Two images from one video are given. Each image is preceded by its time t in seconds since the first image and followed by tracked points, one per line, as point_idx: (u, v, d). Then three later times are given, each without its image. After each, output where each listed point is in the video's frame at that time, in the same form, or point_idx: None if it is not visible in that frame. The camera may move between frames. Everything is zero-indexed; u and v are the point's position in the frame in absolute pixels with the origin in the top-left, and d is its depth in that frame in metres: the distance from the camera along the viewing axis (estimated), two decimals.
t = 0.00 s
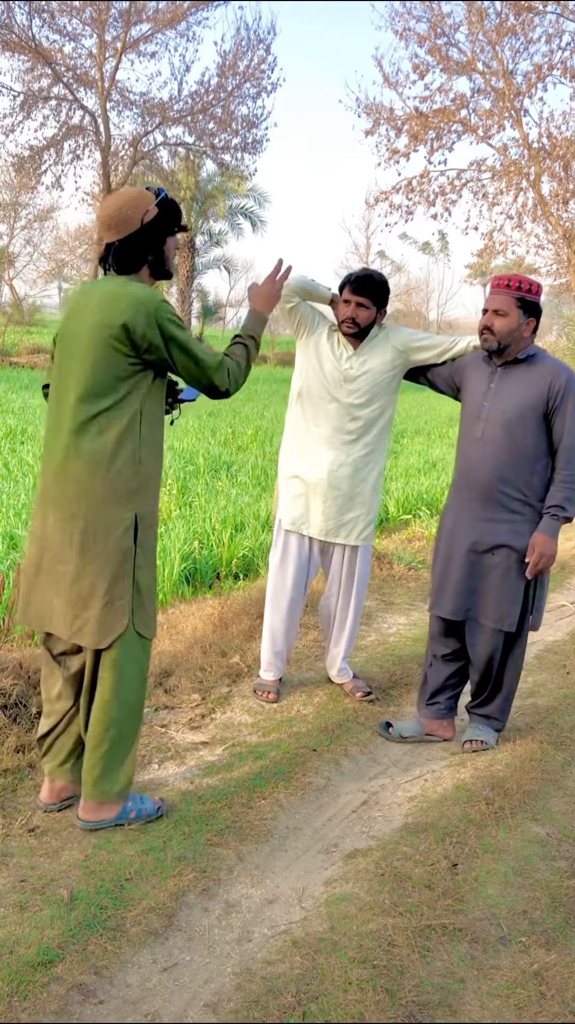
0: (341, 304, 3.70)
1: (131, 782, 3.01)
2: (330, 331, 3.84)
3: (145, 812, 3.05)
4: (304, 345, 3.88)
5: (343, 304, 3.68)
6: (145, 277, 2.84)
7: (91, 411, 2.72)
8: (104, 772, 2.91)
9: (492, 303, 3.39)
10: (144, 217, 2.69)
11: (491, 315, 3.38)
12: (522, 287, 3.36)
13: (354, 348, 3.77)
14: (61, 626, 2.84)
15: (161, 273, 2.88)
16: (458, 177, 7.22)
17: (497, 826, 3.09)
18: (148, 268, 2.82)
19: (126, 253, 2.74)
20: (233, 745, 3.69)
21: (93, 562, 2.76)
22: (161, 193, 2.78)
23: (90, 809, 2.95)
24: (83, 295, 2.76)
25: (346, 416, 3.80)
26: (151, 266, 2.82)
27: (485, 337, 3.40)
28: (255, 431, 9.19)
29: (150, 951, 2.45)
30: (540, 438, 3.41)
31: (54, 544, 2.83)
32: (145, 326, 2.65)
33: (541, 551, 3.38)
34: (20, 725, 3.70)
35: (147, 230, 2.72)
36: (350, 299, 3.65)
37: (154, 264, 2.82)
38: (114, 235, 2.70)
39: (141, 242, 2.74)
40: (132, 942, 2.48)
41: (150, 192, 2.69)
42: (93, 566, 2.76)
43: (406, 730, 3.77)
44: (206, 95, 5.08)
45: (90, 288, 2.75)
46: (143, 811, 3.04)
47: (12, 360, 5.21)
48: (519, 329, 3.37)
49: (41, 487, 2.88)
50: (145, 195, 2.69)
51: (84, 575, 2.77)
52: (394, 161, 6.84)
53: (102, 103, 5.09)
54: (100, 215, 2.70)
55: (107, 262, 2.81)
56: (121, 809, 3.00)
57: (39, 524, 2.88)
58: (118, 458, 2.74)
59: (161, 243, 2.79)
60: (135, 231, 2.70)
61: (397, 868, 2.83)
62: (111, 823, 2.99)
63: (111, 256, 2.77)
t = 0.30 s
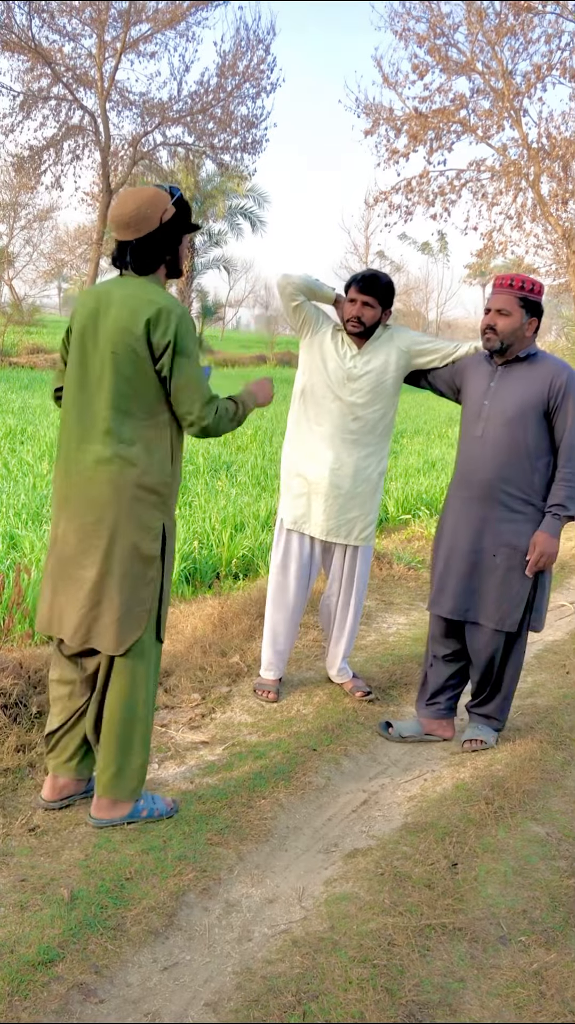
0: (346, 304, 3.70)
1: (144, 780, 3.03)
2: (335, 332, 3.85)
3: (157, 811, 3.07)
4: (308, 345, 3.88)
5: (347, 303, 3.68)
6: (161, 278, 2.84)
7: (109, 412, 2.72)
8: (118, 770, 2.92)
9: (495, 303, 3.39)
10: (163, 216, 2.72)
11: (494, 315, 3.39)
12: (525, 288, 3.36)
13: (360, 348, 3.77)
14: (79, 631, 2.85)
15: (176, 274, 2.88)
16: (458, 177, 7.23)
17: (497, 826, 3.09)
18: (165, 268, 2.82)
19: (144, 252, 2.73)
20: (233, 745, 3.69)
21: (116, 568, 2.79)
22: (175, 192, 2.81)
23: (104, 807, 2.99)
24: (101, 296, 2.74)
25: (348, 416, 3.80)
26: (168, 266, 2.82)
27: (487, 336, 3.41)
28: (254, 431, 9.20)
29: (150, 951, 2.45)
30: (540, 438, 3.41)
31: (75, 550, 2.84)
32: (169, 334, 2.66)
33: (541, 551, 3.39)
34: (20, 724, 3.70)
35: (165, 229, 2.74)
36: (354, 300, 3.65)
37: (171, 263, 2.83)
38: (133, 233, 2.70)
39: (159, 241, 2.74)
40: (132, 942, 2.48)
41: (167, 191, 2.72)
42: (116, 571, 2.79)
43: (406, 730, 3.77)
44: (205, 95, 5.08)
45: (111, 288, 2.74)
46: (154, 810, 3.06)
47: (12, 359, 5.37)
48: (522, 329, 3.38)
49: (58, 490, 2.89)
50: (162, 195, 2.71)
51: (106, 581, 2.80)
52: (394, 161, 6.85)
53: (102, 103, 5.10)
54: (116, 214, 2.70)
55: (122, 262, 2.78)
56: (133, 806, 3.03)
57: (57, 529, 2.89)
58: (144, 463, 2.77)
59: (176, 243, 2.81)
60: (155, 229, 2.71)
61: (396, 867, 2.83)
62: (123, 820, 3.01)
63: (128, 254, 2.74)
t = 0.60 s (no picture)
0: (349, 304, 3.70)
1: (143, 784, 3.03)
2: (337, 331, 3.84)
3: (156, 814, 3.06)
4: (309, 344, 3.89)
5: (350, 305, 3.69)
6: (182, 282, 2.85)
7: (121, 416, 2.72)
8: (120, 772, 2.91)
9: (493, 304, 3.40)
10: (187, 220, 2.72)
11: (492, 315, 3.39)
12: (523, 288, 3.37)
13: (362, 349, 3.77)
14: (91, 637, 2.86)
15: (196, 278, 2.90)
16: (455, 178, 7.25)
17: (496, 827, 3.09)
18: (186, 272, 2.83)
19: (167, 257, 2.74)
20: (232, 746, 3.69)
21: (126, 575, 2.79)
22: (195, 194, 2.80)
23: (103, 810, 2.99)
24: (122, 298, 2.74)
25: (346, 416, 3.81)
26: (190, 271, 2.84)
27: (486, 338, 3.42)
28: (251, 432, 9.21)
29: (150, 952, 2.46)
30: (539, 438, 3.41)
31: (87, 555, 2.85)
32: (189, 346, 2.66)
33: (552, 551, 3.37)
34: (19, 725, 3.70)
35: (188, 233, 2.75)
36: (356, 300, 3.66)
37: (193, 268, 2.84)
38: (157, 238, 2.70)
39: (183, 247, 2.75)
40: (132, 942, 2.48)
41: (190, 195, 2.72)
42: (127, 579, 2.79)
43: (404, 730, 3.77)
44: (202, 96, 5.08)
45: (133, 291, 2.73)
46: (154, 813, 3.06)
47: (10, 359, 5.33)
48: (520, 329, 3.38)
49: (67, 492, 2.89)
50: (184, 199, 2.70)
51: (115, 588, 2.79)
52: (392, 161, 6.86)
53: (99, 104, 5.10)
54: (137, 218, 2.69)
55: (142, 268, 2.78)
56: (132, 811, 3.02)
57: (68, 534, 2.89)
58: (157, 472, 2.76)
59: (198, 246, 2.82)
60: (178, 234, 2.71)
61: (396, 868, 2.83)
62: (123, 822, 3.01)
63: (152, 258, 2.74)
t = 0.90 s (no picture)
0: (351, 303, 3.70)
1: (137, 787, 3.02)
2: (333, 332, 3.84)
3: (151, 816, 3.05)
4: (306, 343, 3.88)
5: (352, 304, 3.69)
6: (180, 285, 2.84)
7: (110, 417, 2.72)
8: (115, 776, 2.90)
9: (487, 305, 3.40)
10: (187, 223, 2.70)
11: (485, 317, 3.39)
12: (516, 289, 3.37)
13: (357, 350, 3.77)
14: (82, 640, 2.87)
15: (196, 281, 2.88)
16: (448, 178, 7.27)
17: (491, 827, 3.09)
18: (185, 275, 2.81)
19: (165, 261, 2.74)
20: (227, 747, 3.68)
21: (117, 579, 2.79)
22: (198, 198, 2.78)
23: (98, 813, 2.97)
24: (118, 299, 2.73)
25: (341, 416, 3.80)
26: (189, 274, 2.82)
27: (480, 340, 3.42)
28: (246, 433, 9.22)
29: (145, 955, 2.45)
30: (533, 438, 3.41)
31: (79, 558, 2.85)
32: (171, 347, 2.63)
33: (534, 550, 3.37)
34: (12, 728, 3.68)
35: (188, 237, 2.73)
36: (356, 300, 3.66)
37: (192, 271, 2.82)
38: (155, 240, 2.69)
39: (182, 251, 2.73)
40: (127, 946, 2.47)
41: (193, 199, 2.70)
42: (118, 583, 2.79)
43: (400, 731, 3.77)
44: (195, 98, 5.07)
45: (125, 295, 2.74)
46: (149, 816, 3.05)
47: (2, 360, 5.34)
48: (514, 330, 3.38)
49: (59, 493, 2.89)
50: (186, 203, 2.68)
51: (106, 592, 2.79)
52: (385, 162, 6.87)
53: (92, 106, 5.10)
54: (139, 219, 2.69)
55: (141, 269, 2.79)
56: (127, 813, 3.01)
57: (61, 535, 2.89)
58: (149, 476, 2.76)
59: (199, 250, 2.80)
60: (177, 237, 2.69)
61: (391, 869, 2.83)
62: (119, 825, 3.00)
63: (149, 261, 2.75)
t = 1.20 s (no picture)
0: (338, 302, 3.70)
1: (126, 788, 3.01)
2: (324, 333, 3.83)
3: (140, 818, 3.05)
4: (295, 345, 3.86)
5: (338, 302, 3.69)
6: (162, 284, 2.83)
7: (93, 418, 2.71)
8: (101, 778, 2.88)
9: (473, 305, 3.40)
10: (168, 221, 2.71)
11: (472, 317, 3.40)
12: (502, 289, 3.38)
13: (346, 350, 3.77)
14: (60, 641, 2.85)
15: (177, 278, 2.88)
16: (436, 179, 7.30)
17: (481, 826, 3.09)
18: (167, 273, 2.81)
19: (147, 259, 2.72)
20: (217, 748, 3.68)
21: (98, 579, 2.77)
22: (178, 195, 2.79)
23: (88, 815, 2.97)
24: (100, 299, 2.72)
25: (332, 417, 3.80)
26: (170, 272, 2.82)
27: (467, 340, 3.42)
28: (236, 434, 9.22)
29: (135, 958, 2.43)
30: (520, 438, 3.41)
31: (59, 557, 2.84)
32: (150, 347, 2.61)
33: (527, 551, 3.37)
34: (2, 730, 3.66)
35: (169, 236, 2.73)
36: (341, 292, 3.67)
37: (173, 270, 2.83)
38: (138, 239, 2.68)
39: (164, 249, 2.73)
40: (117, 948, 2.46)
41: (172, 197, 2.71)
42: (98, 583, 2.78)
43: (390, 732, 3.77)
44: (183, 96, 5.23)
45: (106, 295, 2.72)
46: (138, 818, 3.04)
47: None
48: (500, 330, 3.39)
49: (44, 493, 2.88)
50: (167, 201, 2.70)
51: (87, 592, 2.78)
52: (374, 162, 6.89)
53: (80, 106, 5.09)
54: (119, 219, 2.69)
55: (122, 268, 2.77)
56: (117, 814, 3.00)
57: (47, 536, 2.87)
58: (131, 476, 2.76)
59: (180, 248, 2.80)
60: (158, 235, 2.69)
61: (381, 869, 2.83)
62: (108, 826, 2.99)
63: (131, 261, 2.73)
